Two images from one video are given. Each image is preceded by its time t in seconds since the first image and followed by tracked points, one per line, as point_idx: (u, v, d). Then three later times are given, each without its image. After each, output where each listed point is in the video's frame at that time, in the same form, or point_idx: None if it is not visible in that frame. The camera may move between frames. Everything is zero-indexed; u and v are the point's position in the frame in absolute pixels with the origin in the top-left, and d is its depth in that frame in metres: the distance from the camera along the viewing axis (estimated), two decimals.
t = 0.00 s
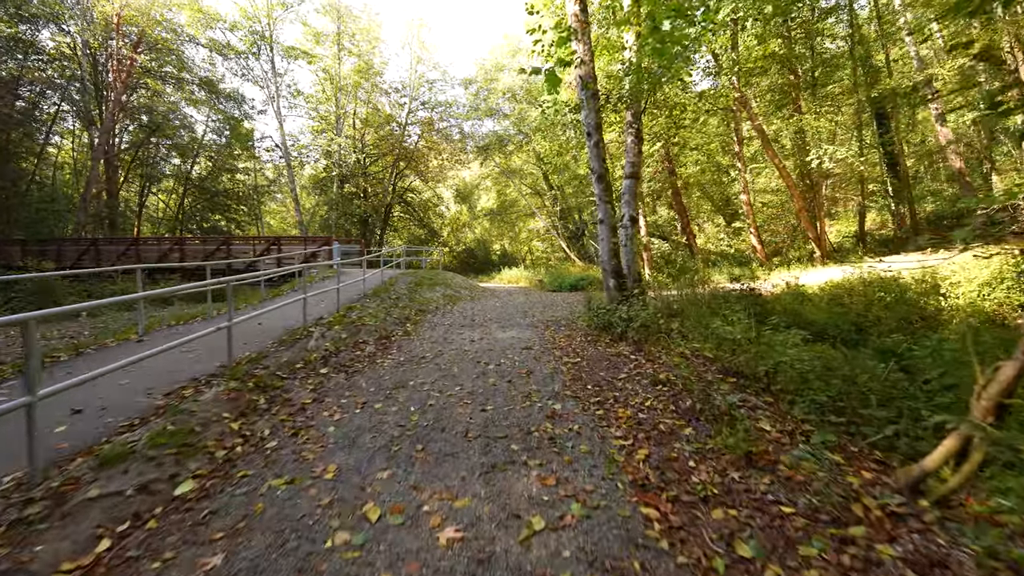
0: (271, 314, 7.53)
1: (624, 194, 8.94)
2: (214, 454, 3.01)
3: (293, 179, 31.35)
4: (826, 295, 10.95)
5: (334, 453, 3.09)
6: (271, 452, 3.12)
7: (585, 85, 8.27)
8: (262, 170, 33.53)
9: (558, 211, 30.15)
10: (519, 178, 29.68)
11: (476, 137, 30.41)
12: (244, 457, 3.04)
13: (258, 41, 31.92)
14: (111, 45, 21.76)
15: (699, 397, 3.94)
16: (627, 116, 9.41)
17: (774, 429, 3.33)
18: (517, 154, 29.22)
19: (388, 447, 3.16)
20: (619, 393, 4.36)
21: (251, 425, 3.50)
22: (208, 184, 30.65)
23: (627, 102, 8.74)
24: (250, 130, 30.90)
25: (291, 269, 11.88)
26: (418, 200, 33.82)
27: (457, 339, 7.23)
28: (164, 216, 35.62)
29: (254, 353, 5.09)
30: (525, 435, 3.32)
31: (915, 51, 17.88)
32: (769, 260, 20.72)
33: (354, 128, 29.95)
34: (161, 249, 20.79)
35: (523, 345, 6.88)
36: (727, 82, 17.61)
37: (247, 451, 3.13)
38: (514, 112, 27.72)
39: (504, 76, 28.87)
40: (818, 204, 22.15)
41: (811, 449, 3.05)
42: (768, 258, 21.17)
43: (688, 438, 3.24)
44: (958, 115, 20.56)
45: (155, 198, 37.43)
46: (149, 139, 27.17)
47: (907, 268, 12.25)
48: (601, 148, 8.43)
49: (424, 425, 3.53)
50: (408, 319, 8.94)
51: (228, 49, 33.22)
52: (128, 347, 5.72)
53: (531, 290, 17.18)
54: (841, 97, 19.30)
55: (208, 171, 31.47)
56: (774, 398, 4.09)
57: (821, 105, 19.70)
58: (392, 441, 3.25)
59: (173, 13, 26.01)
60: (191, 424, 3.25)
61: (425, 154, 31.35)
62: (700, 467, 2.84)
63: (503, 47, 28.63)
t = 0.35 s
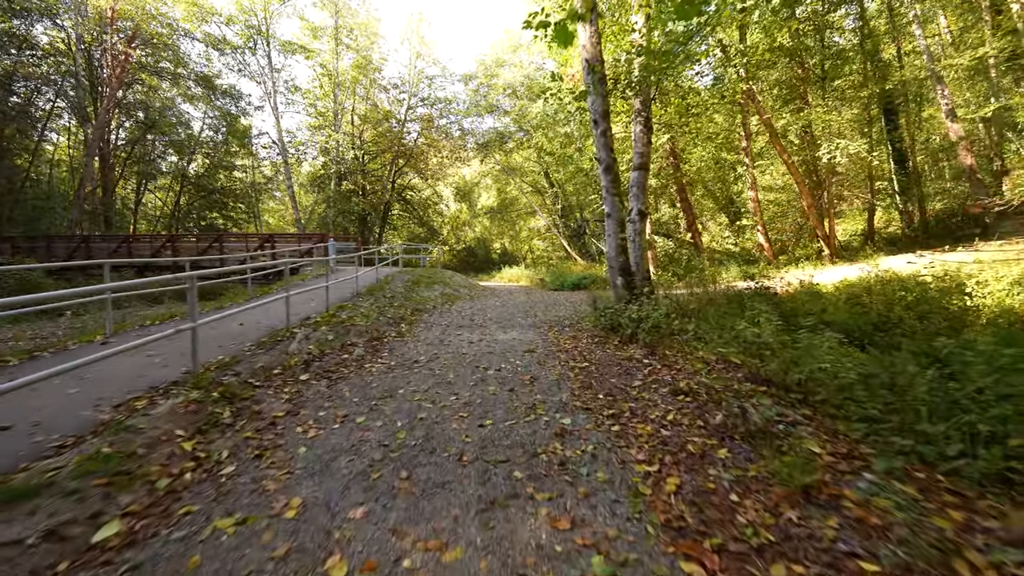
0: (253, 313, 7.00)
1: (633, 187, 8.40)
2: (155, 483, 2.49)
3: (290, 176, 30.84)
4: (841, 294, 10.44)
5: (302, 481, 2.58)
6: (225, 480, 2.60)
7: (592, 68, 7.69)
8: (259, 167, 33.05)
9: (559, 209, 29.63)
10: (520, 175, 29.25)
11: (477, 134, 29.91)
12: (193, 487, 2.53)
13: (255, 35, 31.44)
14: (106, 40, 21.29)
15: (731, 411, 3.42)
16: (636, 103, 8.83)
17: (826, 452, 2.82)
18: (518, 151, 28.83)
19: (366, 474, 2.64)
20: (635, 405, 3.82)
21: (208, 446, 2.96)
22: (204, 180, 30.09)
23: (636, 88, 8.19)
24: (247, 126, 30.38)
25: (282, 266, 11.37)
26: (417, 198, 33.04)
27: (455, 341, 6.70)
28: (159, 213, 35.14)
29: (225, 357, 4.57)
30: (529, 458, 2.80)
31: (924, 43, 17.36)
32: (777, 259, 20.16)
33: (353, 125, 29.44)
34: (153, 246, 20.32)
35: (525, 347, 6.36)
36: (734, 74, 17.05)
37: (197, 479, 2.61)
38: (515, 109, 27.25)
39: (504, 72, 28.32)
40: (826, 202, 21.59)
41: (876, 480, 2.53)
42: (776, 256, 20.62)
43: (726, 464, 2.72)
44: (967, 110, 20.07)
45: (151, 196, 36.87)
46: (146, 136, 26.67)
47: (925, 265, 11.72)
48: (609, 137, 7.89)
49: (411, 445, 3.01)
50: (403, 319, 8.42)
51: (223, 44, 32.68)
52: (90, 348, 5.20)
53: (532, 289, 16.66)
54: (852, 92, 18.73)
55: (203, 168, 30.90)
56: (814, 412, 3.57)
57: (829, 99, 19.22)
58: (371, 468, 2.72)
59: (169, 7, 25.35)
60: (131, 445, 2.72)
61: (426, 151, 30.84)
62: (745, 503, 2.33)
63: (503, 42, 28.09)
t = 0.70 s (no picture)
0: (231, 320, 6.45)
1: (639, 183, 7.88)
2: (59, 553, 1.96)
3: (285, 176, 30.30)
4: (856, 296, 9.97)
5: (248, 546, 2.06)
6: (153, 543, 2.08)
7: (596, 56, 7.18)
8: (254, 166, 32.49)
9: (559, 208, 29.15)
10: (519, 175, 28.83)
11: (475, 132, 29.43)
12: (110, 556, 2.00)
13: (249, 32, 30.90)
14: (98, 38, 20.23)
15: (769, 444, 2.91)
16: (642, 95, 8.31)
17: (895, 502, 2.31)
18: (517, 150, 28.41)
19: (329, 535, 2.12)
20: (654, 433, 3.31)
21: (141, 494, 2.43)
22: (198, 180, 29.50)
23: (643, 78, 7.68)
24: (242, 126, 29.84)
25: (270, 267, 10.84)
26: (414, 197, 31.34)
27: (449, 350, 6.17)
28: (152, 213, 34.58)
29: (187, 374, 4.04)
30: (532, 511, 2.29)
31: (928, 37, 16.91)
32: (782, 259, 19.70)
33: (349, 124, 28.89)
34: (142, 247, 19.82)
35: (525, 357, 5.84)
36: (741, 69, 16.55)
37: (117, 542, 2.09)
38: (514, 107, 26.78)
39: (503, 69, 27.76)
40: (832, 201, 21.10)
41: (971, 547, 2.01)
42: (781, 257, 20.16)
43: (776, 518, 2.21)
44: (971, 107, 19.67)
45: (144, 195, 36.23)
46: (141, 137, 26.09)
47: (941, 266, 11.23)
48: (615, 129, 7.34)
49: (390, 491, 2.49)
50: (394, 325, 7.88)
51: (217, 42, 32.12)
52: (40, 360, 4.63)
53: (532, 291, 16.17)
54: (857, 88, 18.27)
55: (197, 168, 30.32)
56: (865, 441, 3.05)
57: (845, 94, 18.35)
58: (337, 525, 2.20)
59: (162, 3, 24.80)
60: (40, 496, 2.19)
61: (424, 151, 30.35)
62: None
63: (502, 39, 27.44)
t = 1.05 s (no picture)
0: (206, 328, 5.93)
1: (646, 180, 7.36)
2: None
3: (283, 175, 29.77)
4: (875, 299, 9.46)
5: None
6: None
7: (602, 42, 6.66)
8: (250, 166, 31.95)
9: (560, 208, 28.64)
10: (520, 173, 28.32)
11: (475, 131, 28.89)
12: None
13: (245, 28, 30.34)
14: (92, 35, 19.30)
15: (825, 493, 2.39)
16: (651, 86, 7.78)
17: None
18: (518, 149, 27.88)
19: None
20: (679, 473, 2.78)
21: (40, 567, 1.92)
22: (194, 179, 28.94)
23: (652, 66, 7.16)
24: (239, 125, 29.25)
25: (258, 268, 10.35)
26: (413, 197, 30.63)
27: (443, 362, 5.65)
28: (148, 213, 34.04)
29: (130, 398, 3.49)
30: None
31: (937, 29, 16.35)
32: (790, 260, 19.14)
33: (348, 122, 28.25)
34: (133, 248, 19.34)
35: (526, 370, 5.33)
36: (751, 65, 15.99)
37: None
38: (514, 106, 26.24)
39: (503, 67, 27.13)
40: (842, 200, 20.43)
41: None
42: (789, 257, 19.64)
43: None
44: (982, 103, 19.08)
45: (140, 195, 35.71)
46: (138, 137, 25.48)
47: (963, 267, 10.71)
48: (622, 122, 6.83)
49: (355, 561, 1.98)
50: (386, 332, 7.36)
51: (213, 39, 31.54)
52: None
53: (532, 293, 15.68)
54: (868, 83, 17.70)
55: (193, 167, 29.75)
56: (937, 486, 2.53)
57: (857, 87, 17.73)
58: None
59: None
60: None
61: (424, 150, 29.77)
62: None
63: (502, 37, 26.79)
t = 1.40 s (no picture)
0: (182, 330, 5.44)
1: (659, 172, 6.85)
2: None
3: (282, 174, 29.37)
4: (898, 299, 8.96)
5: None
6: None
7: (613, 21, 6.15)
8: (249, 164, 31.55)
9: (563, 208, 28.19)
10: (522, 172, 27.91)
11: (477, 129, 28.45)
12: None
13: (244, 24, 29.96)
14: (90, 31, 18.79)
15: (914, 550, 1.90)
16: (663, 71, 7.23)
17: None
18: (520, 147, 27.49)
19: None
20: (719, 514, 2.28)
21: None
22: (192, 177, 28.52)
23: (665, 49, 6.63)
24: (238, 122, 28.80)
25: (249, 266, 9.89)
26: (414, 196, 30.22)
27: (439, 369, 5.15)
28: (146, 212, 33.68)
29: (72, 415, 3.01)
30: None
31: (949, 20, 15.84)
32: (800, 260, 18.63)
33: (348, 120, 27.79)
34: (127, 246, 18.91)
35: (529, 378, 4.83)
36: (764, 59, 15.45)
37: None
38: (516, 103, 25.80)
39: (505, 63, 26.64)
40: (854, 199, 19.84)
41: None
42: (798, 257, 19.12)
43: None
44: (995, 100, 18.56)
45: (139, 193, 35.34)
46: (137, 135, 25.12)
47: (989, 267, 10.19)
48: (634, 109, 6.32)
49: None
50: (379, 335, 6.87)
51: (212, 35, 31.17)
52: None
53: (534, 293, 15.25)
54: (881, 77, 17.27)
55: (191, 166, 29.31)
56: None
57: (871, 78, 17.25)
58: None
59: None
60: None
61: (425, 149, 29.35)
62: None
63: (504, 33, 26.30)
